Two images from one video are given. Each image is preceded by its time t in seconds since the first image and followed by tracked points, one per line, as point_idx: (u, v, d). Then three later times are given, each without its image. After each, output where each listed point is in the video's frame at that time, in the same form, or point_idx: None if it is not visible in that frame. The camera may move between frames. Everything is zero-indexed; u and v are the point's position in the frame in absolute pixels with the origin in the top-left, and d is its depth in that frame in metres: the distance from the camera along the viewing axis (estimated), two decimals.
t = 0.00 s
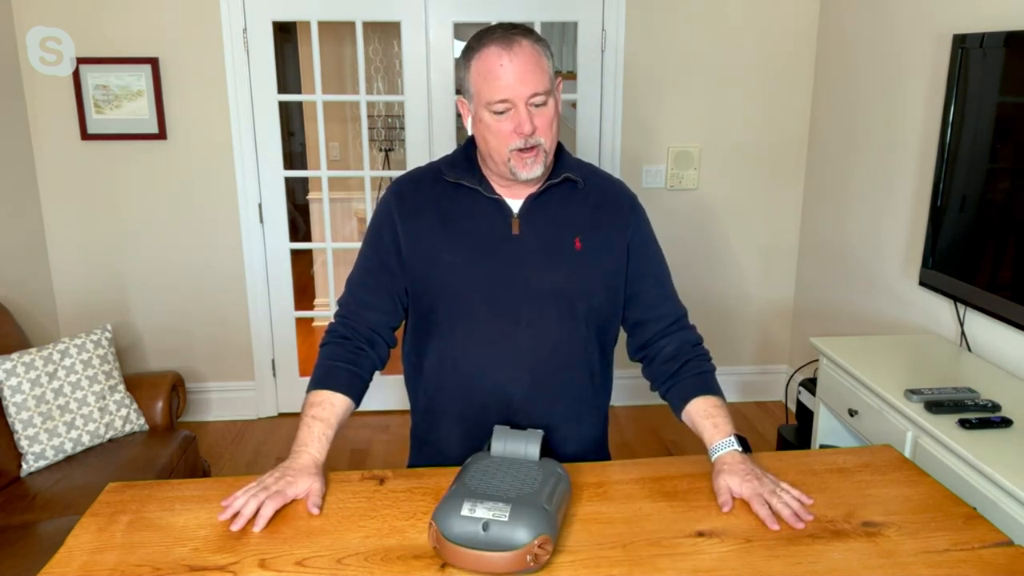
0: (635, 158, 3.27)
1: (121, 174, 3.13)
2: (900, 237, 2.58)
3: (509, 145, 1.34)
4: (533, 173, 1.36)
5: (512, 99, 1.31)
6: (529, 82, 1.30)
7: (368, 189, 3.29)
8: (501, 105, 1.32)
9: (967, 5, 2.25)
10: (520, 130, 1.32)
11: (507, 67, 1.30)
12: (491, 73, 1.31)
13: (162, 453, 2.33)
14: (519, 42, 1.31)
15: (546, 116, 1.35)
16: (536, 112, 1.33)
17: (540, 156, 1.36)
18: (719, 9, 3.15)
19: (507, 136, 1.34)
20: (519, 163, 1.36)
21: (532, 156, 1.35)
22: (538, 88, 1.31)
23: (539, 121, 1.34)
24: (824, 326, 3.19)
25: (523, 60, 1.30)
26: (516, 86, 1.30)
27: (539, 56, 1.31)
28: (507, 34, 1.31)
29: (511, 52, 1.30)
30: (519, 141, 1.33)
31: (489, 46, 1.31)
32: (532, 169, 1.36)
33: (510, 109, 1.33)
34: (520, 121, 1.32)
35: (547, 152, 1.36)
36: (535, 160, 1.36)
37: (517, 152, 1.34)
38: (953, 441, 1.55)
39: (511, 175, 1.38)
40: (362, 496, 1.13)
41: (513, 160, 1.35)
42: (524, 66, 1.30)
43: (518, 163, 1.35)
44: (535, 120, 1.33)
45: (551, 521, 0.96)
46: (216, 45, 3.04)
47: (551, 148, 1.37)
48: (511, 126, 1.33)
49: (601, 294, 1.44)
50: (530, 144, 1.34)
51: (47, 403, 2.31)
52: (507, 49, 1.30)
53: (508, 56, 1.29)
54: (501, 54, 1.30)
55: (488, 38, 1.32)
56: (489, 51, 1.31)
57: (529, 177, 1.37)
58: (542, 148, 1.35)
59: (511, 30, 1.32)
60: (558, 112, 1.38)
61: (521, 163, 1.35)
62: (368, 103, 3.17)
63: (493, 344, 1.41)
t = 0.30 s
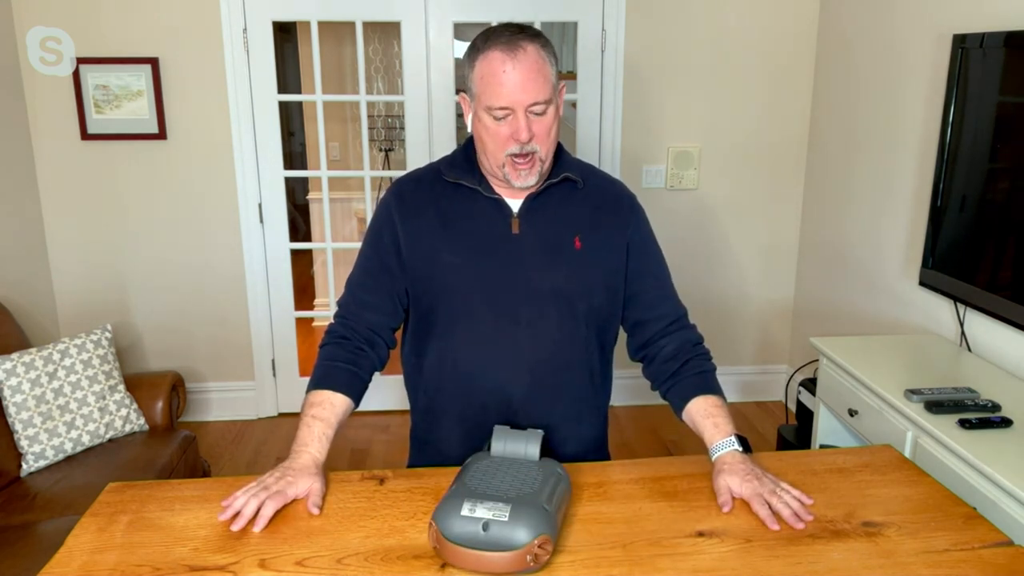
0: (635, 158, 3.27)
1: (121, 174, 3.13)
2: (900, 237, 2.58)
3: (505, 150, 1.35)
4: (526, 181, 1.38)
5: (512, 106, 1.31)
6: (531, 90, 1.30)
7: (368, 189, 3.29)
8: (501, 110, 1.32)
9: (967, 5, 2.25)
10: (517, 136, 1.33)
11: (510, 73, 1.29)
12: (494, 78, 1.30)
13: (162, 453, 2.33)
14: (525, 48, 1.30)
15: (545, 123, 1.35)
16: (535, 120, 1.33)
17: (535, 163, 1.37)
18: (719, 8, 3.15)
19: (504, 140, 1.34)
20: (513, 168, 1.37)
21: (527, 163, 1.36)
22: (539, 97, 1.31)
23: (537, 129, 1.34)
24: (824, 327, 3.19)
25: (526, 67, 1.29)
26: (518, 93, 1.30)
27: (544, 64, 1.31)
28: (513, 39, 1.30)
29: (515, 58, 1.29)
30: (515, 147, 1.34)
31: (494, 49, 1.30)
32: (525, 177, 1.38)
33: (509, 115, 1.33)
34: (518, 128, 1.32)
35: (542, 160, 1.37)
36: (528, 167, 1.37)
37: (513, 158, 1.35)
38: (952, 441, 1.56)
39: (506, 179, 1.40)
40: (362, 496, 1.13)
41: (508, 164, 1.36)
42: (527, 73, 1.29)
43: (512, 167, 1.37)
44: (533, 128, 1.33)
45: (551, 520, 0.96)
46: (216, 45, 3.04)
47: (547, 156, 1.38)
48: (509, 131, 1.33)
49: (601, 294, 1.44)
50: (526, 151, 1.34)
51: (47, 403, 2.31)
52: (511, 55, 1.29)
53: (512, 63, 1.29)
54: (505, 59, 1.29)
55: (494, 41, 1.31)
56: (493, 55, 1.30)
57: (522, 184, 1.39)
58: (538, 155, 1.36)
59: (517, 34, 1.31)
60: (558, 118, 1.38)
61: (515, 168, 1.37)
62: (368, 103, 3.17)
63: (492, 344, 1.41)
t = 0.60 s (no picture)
0: (635, 158, 3.27)
1: (121, 174, 3.13)
2: (900, 237, 2.58)
3: (505, 150, 1.35)
4: (524, 180, 1.38)
5: (514, 108, 1.31)
6: (534, 94, 1.31)
7: (368, 189, 3.29)
8: (503, 111, 1.33)
9: (968, 5, 2.25)
10: (517, 138, 1.33)
11: (514, 76, 1.30)
12: (498, 79, 1.31)
13: (162, 453, 2.33)
14: (530, 52, 1.30)
15: (546, 126, 1.36)
16: (536, 123, 1.34)
17: (533, 164, 1.37)
18: (719, 8, 3.15)
19: (505, 141, 1.35)
20: (512, 167, 1.37)
21: (526, 164, 1.37)
22: (541, 101, 1.32)
23: (538, 131, 1.34)
24: (824, 327, 3.19)
25: (531, 71, 1.30)
26: (520, 96, 1.30)
27: (548, 69, 1.31)
28: (519, 42, 1.30)
29: (520, 61, 1.29)
30: (515, 148, 1.34)
31: (499, 51, 1.30)
32: (523, 176, 1.38)
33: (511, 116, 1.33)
34: (519, 130, 1.33)
35: (541, 162, 1.37)
36: (527, 168, 1.37)
37: (512, 158, 1.36)
38: (952, 441, 1.56)
39: (504, 178, 1.40)
40: (362, 496, 1.13)
41: (506, 164, 1.37)
42: (531, 77, 1.30)
43: (510, 167, 1.37)
44: (534, 131, 1.34)
45: (551, 520, 0.96)
46: (216, 45, 3.04)
47: (547, 159, 1.38)
48: (510, 132, 1.34)
49: (600, 293, 1.44)
50: (526, 153, 1.35)
51: (47, 403, 2.31)
52: (516, 58, 1.30)
53: (517, 66, 1.29)
54: (509, 61, 1.30)
55: (500, 42, 1.31)
56: (497, 56, 1.30)
57: (521, 182, 1.39)
58: (537, 158, 1.36)
59: (523, 37, 1.32)
60: (560, 122, 1.39)
61: (514, 167, 1.37)
62: (368, 103, 3.17)
63: (492, 342, 1.41)
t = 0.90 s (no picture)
0: (635, 158, 3.27)
1: (121, 174, 3.13)
2: (900, 236, 2.58)
3: (503, 148, 1.35)
4: (522, 179, 1.38)
5: (511, 106, 1.32)
6: (531, 92, 1.31)
7: (368, 189, 3.29)
8: (500, 109, 1.33)
9: (968, 5, 2.25)
10: (515, 136, 1.33)
11: (511, 75, 1.30)
12: (495, 78, 1.31)
13: (162, 453, 2.34)
14: (527, 50, 1.31)
15: (543, 125, 1.36)
16: (534, 121, 1.34)
17: (532, 163, 1.37)
18: (720, 8, 3.15)
19: (503, 140, 1.35)
20: (511, 166, 1.37)
21: (524, 162, 1.36)
22: (538, 99, 1.32)
23: (535, 130, 1.34)
24: (824, 327, 3.19)
25: (528, 70, 1.30)
26: (518, 94, 1.31)
27: (545, 67, 1.32)
28: (516, 42, 1.31)
29: (517, 60, 1.30)
30: (513, 147, 1.34)
31: (496, 51, 1.31)
32: (522, 174, 1.37)
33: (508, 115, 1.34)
34: (517, 128, 1.33)
35: (540, 161, 1.37)
36: (525, 167, 1.37)
37: (510, 157, 1.36)
38: (952, 441, 1.56)
39: (502, 177, 1.40)
40: (362, 496, 1.13)
41: (505, 164, 1.37)
42: (528, 75, 1.30)
43: (509, 167, 1.37)
44: (532, 129, 1.34)
45: (550, 519, 0.96)
46: (216, 45, 3.04)
47: (545, 158, 1.38)
48: (508, 131, 1.34)
49: (599, 290, 1.44)
50: (524, 151, 1.35)
51: (47, 403, 2.31)
52: (513, 57, 1.30)
53: (514, 64, 1.30)
54: (507, 60, 1.30)
55: (497, 42, 1.32)
56: (494, 55, 1.31)
57: (519, 181, 1.38)
58: (535, 156, 1.36)
59: (520, 36, 1.32)
60: (558, 121, 1.39)
61: (513, 167, 1.37)
62: (368, 103, 3.17)
63: (492, 339, 1.41)
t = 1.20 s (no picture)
0: (635, 158, 3.27)
1: (121, 174, 3.13)
2: (900, 236, 2.58)
3: (503, 141, 1.35)
4: (524, 172, 1.37)
5: (511, 97, 1.32)
6: (530, 82, 1.32)
7: (368, 189, 3.29)
8: (500, 101, 1.34)
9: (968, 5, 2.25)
10: (515, 127, 1.34)
11: (510, 66, 1.31)
12: (494, 70, 1.32)
13: (162, 453, 2.34)
14: (525, 42, 1.32)
15: (543, 117, 1.36)
16: (534, 112, 1.34)
17: (533, 155, 1.37)
18: (719, 8, 3.15)
19: (503, 132, 1.35)
20: (512, 159, 1.37)
21: (525, 155, 1.36)
22: (537, 89, 1.33)
23: (535, 121, 1.35)
24: (824, 327, 3.19)
25: (526, 61, 1.31)
26: (517, 85, 1.32)
27: (543, 59, 1.33)
28: (514, 34, 1.32)
29: (515, 51, 1.31)
30: (513, 139, 1.35)
31: (495, 43, 1.32)
32: (524, 167, 1.37)
33: (508, 107, 1.34)
34: (516, 119, 1.34)
35: (541, 153, 1.37)
36: (526, 161, 1.37)
37: (511, 150, 1.36)
38: (952, 441, 1.56)
39: (504, 172, 1.40)
40: (362, 496, 1.13)
41: (505, 157, 1.37)
42: (527, 66, 1.31)
43: (509, 160, 1.37)
44: (531, 121, 1.35)
45: (550, 519, 0.96)
46: (216, 45, 3.04)
47: (546, 150, 1.38)
48: (507, 123, 1.34)
49: (598, 291, 1.45)
50: (524, 142, 1.35)
51: (47, 403, 2.31)
52: (511, 49, 1.31)
53: (512, 55, 1.30)
54: (505, 52, 1.31)
55: (495, 36, 1.32)
56: (493, 48, 1.32)
57: (521, 175, 1.38)
58: (536, 148, 1.36)
59: (518, 29, 1.33)
60: (557, 114, 1.39)
61: (513, 160, 1.37)
62: (368, 103, 3.17)
63: (492, 341, 1.41)
